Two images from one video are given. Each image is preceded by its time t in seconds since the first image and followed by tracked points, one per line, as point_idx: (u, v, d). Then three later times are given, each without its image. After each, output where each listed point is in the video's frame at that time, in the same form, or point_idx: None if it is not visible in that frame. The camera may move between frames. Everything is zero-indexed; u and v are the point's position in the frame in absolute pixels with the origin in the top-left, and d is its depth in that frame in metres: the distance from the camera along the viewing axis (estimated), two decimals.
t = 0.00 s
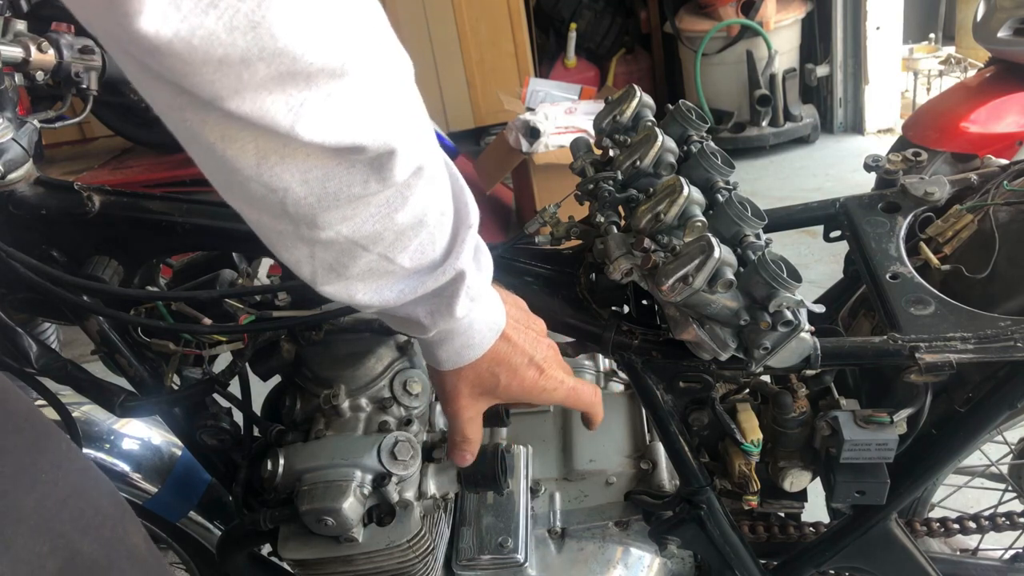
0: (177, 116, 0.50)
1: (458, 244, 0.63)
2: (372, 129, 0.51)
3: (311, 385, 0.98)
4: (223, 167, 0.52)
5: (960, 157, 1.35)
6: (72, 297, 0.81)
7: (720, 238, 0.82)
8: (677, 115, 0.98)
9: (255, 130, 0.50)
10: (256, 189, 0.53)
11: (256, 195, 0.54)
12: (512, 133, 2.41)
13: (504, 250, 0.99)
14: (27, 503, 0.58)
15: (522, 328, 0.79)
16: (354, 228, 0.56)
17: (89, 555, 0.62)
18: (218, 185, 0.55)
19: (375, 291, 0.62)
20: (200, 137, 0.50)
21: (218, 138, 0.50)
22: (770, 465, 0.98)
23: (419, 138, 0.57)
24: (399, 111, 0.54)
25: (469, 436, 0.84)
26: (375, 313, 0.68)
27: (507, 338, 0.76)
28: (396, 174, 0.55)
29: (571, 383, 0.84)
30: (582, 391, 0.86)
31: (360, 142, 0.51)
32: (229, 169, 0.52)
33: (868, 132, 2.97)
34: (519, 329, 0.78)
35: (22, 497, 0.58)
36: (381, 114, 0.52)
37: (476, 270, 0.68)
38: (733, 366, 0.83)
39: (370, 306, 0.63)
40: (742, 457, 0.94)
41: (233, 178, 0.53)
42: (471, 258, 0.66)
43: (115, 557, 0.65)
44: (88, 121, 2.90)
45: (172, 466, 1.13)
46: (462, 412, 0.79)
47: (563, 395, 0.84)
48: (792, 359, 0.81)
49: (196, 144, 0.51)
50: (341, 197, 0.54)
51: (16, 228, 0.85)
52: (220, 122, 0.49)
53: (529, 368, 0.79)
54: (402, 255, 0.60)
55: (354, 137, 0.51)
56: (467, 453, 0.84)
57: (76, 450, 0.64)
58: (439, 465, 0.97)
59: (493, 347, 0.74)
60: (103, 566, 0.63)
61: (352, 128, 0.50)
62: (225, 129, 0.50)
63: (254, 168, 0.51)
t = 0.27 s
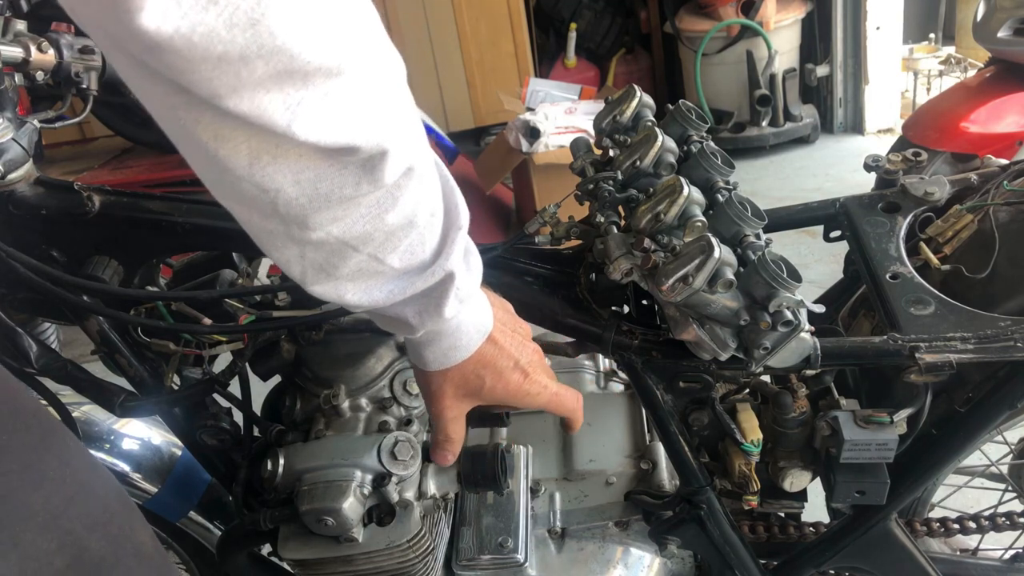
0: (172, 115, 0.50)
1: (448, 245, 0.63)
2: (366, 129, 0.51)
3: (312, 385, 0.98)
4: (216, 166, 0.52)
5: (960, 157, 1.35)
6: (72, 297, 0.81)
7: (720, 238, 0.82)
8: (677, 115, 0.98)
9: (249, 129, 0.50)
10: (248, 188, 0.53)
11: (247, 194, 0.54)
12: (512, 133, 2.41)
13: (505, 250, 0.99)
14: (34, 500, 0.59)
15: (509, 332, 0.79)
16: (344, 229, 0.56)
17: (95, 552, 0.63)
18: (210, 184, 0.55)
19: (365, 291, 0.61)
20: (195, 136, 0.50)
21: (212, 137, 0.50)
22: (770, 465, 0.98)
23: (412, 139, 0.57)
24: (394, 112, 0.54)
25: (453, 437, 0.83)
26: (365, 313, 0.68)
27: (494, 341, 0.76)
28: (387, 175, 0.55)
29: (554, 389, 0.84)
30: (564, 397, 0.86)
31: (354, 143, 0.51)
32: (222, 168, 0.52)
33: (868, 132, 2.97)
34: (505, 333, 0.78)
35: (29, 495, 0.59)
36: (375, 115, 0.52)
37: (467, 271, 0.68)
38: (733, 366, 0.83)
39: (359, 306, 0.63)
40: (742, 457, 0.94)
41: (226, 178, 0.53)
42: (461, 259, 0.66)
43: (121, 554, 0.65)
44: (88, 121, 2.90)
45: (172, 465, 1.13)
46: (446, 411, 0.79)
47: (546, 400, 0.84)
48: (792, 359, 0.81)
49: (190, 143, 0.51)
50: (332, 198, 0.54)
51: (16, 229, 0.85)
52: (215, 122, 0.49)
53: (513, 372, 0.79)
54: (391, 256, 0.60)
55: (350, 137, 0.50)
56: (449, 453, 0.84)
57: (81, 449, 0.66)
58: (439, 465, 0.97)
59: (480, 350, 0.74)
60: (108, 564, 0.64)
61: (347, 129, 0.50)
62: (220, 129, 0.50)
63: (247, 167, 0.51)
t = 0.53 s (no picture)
0: (172, 115, 0.50)
1: (446, 245, 0.63)
2: (365, 130, 0.51)
3: (312, 385, 0.98)
4: (214, 166, 0.52)
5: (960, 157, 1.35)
6: (72, 297, 0.81)
7: (720, 238, 0.82)
8: (677, 115, 0.98)
9: (248, 129, 0.50)
10: (246, 189, 0.53)
11: (246, 194, 0.54)
12: (512, 133, 2.40)
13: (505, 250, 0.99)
14: (37, 499, 0.59)
15: (506, 332, 0.79)
16: (343, 229, 0.56)
17: (97, 551, 0.63)
18: (208, 184, 0.55)
19: (363, 292, 0.61)
20: (195, 136, 0.50)
21: (211, 137, 0.50)
22: (770, 465, 0.98)
23: (410, 139, 0.57)
24: (393, 112, 0.54)
25: (452, 440, 0.83)
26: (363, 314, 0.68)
27: (491, 342, 0.76)
28: (386, 175, 0.55)
29: (552, 390, 0.84)
30: (561, 399, 0.86)
31: (353, 143, 0.51)
32: (221, 168, 0.52)
33: (868, 131, 2.97)
34: (503, 334, 0.78)
35: (31, 495, 0.59)
36: (374, 115, 0.52)
37: (464, 271, 0.68)
38: (733, 366, 0.83)
39: (357, 307, 0.63)
40: (742, 457, 0.94)
41: (224, 177, 0.53)
42: (459, 260, 0.66)
43: (123, 553, 0.65)
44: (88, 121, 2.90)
45: (172, 466, 1.13)
46: (444, 412, 0.79)
47: (544, 401, 0.84)
48: (792, 359, 0.81)
49: (190, 143, 0.51)
50: (330, 198, 0.54)
51: (17, 229, 0.85)
52: (215, 121, 0.49)
53: (512, 372, 0.79)
54: (390, 256, 0.60)
55: (349, 138, 0.50)
56: (448, 456, 0.84)
57: (83, 449, 0.66)
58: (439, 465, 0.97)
59: (477, 350, 0.74)
60: (110, 563, 0.64)
61: (346, 129, 0.50)
62: (219, 128, 0.50)
63: (246, 167, 0.51)
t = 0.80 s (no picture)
0: (171, 111, 0.50)
1: (444, 243, 0.63)
2: (363, 126, 0.51)
3: (312, 385, 0.98)
4: (213, 163, 0.52)
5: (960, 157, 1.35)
6: (72, 297, 0.81)
7: (720, 238, 0.82)
8: (677, 115, 0.98)
9: (247, 126, 0.50)
10: (245, 185, 0.53)
11: (244, 191, 0.54)
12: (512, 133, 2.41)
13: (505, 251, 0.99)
14: (38, 497, 0.59)
15: (506, 329, 0.79)
16: (341, 226, 0.56)
17: (98, 550, 0.63)
18: (206, 181, 0.55)
19: (361, 289, 0.61)
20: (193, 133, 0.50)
21: (210, 134, 0.50)
22: (770, 465, 0.98)
23: (408, 136, 0.57)
24: (391, 109, 0.54)
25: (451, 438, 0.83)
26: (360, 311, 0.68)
27: (490, 339, 0.76)
28: (384, 172, 0.55)
29: (551, 387, 0.84)
30: (560, 395, 0.86)
31: (351, 140, 0.51)
32: (219, 165, 0.52)
33: (868, 132, 2.97)
34: (502, 331, 0.78)
35: (33, 493, 0.59)
36: (373, 111, 0.52)
37: (461, 269, 0.68)
38: (733, 366, 0.83)
39: (355, 304, 0.62)
40: (742, 457, 0.94)
41: (222, 174, 0.53)
42: (457, 257, 0.66)
43: (124, 552, 0.65)
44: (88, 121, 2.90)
45: (172, 466, 1.13)
46: (443, 410, 0.79)
47: (542, 399, 0.84)
48: (792, 359, 0.81)
49: (188, 140, 0.51)
50: (328, 195, 0.54)
51: (16, 229, 0.85)
52: (213, 118, 0.49)
53: (511, 369, 0.79)
54: (388, 253, 0.59)
55: (347, 134, 0.50)
56: (449, 454, 0.84)
57: (84, 448, 0.66)
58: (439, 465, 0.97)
59: (476, 347, 0.74)
60: (110, 562, 0.64)
61: (345, 126, 0.50)
62: (218, 125, 0.50)
63: (244, 164, 0.51)
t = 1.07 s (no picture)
0: (173, 109, 0.50)
1: (447, 242, 0.63)
2: (366, 124, 0.51)
3: (312, 385, 0.98)
4: (215, 161, 0.52)
5: (960, 157, 1.35)
6: (72, 297, 0.81)
7: (720, 238, 0.82)
8: (677, 115, 0.98)
9: (249, 124, 0.50)
10: (248, 184, 0.53)
11: (247, 189, 0.54)
12: (512, 133, 2.41)
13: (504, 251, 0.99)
14: (40, 496, 0.60)
15: (509, 327, 0.79)
16: (344, 225, 0.56)
17: (100, 549, 0.63)
18: (209, 181, 0.55)
19: (364, 289, 0.61)
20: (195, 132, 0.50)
21: (213, 132, 0.50)
22: (770, 465, 0.98)
23: (410, 135, 0.57)
24: (393, 108, 0.54)
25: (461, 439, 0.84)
26: (363, 311, 0.68)
27: (495, 338, 0.76)
28: (387, 171, 0.55)
29: (558, 381, 0.84)
30: (569, 390, 0.86)
31: (354, 138, 0.51)
32: (222, 163, 0.52)
33: (868, 132, 2.97)
34: (506, 330, 0.78)
35: (35, 491, 0.59)
36: (375, 110, 0.52)
37: (463, 268, 0.68)
38: (733, 366, 0.83)
39: (358, 304, 0.62)
40: (742, 457, 0.94)
41: (225, 173, 0.53)
42: (459, 257, 0.66)
43: (126, 551, 0.65)
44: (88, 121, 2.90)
45: (172, 465, 1.13)
46: (449, 411, 0.79)
47: (550, 394, 0.84)
48: (792, 359, 0.81)
49: (191, 139, 0.51)
50: (331, 194, 0.54)
51: (17, 229, 0.85)
52: (215, 116, 0.50)
53: (517, 367, 0.79)
54: (391, 253, 0.60)
55: (350, 132, 0.51)
56: (457, 454, 0.84)
57: (87, 449, 0.66)
58: (439, 465, 0.97)
59: (480, 346, 0.74)
60: (113, 560, 0.63)
61: (347, 124, 0.50)
62: (220, 124, 0.50)
63: (247, 162, 0.51)
